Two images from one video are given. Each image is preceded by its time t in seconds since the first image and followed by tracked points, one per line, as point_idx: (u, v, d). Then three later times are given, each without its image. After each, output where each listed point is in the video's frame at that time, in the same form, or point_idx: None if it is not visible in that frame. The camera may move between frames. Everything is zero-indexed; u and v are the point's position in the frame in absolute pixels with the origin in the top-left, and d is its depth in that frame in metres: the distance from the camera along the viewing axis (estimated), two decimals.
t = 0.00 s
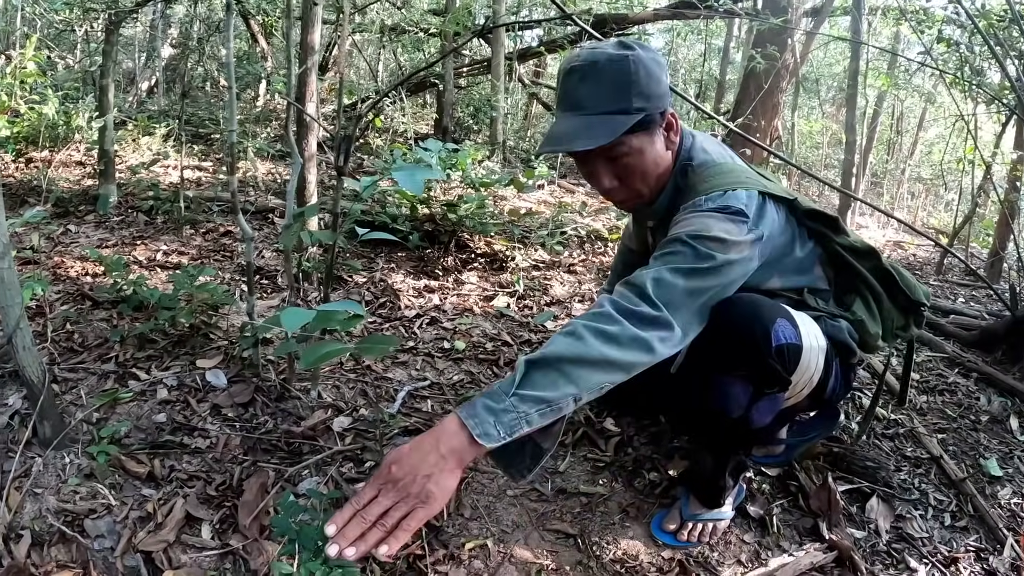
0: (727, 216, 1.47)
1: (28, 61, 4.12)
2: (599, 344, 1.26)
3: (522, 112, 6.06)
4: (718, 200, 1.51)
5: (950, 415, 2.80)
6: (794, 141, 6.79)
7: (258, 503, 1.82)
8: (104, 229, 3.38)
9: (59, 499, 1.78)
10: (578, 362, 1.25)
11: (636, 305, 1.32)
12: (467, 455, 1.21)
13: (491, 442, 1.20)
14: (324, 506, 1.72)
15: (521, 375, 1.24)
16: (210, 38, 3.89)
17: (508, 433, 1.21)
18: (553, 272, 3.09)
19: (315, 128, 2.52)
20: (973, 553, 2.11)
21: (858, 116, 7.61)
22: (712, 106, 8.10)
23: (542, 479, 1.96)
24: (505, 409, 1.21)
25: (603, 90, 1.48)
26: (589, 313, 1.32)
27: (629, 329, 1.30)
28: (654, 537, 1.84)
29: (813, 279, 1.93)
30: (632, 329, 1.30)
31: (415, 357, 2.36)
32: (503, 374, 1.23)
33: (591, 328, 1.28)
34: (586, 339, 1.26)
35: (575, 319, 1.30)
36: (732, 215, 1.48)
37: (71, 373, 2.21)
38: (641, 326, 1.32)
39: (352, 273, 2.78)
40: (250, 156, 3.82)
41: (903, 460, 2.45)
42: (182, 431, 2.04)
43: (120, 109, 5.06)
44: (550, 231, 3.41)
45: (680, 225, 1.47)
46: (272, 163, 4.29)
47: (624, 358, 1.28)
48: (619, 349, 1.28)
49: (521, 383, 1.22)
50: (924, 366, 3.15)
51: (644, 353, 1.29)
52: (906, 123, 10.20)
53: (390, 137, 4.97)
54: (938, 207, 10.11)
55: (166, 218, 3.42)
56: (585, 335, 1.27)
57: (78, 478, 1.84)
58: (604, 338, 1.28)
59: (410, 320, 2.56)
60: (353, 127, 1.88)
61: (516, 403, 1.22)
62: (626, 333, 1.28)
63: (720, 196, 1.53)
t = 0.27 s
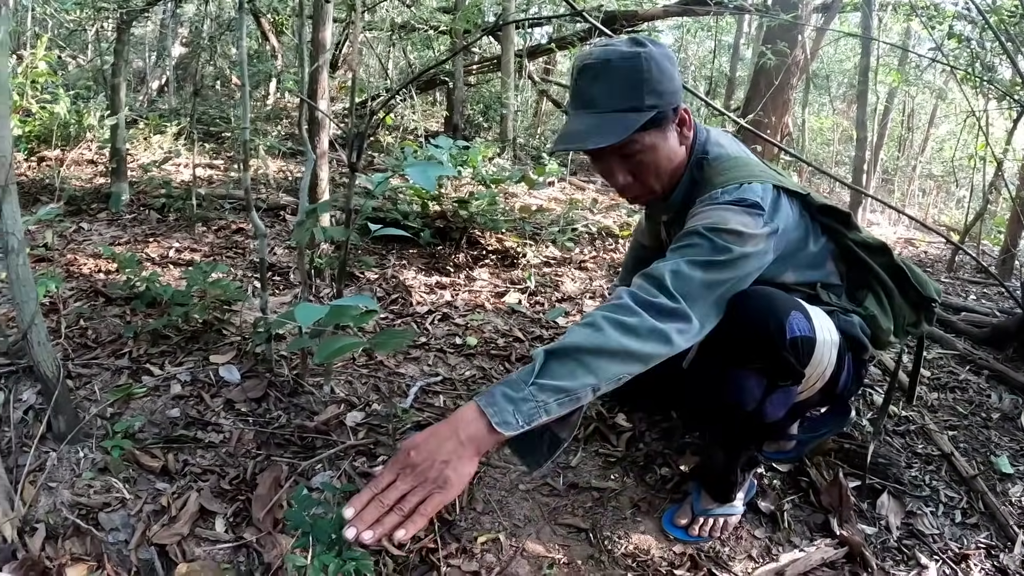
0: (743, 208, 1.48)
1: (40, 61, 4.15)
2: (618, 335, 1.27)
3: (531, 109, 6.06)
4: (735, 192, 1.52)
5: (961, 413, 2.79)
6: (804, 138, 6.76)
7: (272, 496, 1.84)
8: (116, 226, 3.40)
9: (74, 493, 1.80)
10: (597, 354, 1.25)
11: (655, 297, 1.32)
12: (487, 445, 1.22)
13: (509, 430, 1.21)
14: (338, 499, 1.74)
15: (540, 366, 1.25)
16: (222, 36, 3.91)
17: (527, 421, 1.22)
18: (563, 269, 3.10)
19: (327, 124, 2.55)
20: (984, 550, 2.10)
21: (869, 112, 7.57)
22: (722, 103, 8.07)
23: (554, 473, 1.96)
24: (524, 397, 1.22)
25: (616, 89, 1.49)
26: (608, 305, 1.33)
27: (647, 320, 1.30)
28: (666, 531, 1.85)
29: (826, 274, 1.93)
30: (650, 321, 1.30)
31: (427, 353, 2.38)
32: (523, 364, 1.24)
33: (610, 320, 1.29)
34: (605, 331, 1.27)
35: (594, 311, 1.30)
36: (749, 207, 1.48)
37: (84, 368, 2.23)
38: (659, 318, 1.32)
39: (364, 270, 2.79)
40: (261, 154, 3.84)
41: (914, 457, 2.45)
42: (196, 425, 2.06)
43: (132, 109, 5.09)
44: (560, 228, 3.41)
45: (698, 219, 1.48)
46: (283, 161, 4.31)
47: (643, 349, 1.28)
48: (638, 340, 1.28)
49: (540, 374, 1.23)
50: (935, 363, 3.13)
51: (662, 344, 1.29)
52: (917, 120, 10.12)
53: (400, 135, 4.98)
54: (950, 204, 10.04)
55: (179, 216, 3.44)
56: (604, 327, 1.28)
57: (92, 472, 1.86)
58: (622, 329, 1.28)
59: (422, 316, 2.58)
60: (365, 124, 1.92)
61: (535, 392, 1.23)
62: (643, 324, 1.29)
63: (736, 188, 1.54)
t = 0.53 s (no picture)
0: (771, 186, 1.61)
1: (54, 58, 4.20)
2: (672, 367, 1.44)
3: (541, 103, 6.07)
4: (762, 170, 1.66)
5: (972, 404, 2.79)
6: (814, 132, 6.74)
7: (287, 479, 1.87)
8: (131, 219, 3.45)
9: (91, 476, 1.84)
10: (653, 384, 1.43)
11: (699, 322, 1.48)
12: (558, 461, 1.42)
13: (579, 452, 1.41)
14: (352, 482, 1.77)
15: (604, 395, 1.42)
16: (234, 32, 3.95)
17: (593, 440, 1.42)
18: (575, 260, 3.12)
19: (340, 117, 2.59)
20: (994, 538, 2.11)
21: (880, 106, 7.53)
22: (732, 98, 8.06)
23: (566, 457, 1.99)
24: (592, 423, 1.42)
25: (640, 66, 1.60)
26: (659, 332, 1.47)
27: (693, 345, 1.47)
28: (678, 515, 1.90)
29: (842, 259, 1.97)
30: (697, 347, 1.47)
31: (441, 341, 2.40)
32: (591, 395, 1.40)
33: (664, 350, 1.45)
34: (660, 363, 1.44)
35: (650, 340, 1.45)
36: (777, 185, 1.61)
37: (101, 356, 2.27)
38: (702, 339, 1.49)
39: (378, 261, 2.82)
40: (273, 148, 3.87)
41: (925, 446, 2.45)
42: (212, 411, 2.09)
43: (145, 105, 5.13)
44: (572, 219, 3.43)
45: (733, 199, 1.60)
46: (295, 155, 4.34)
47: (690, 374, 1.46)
48: (687, 366, 1.46)
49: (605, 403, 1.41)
50: (947, 355, 3.13)
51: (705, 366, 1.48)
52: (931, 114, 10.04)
53: (411, 129, 5.00)
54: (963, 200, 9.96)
55: (193, 209, 3.48)
56: (659, 359, 1.44)
57: (109, 456, 1.91)
58: (673, 358, 1.45)
59: (436, 305, 2.60)
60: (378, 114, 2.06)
61: (600, 418, 1.43)
62: (692, 352, 1.46)
63: (762, 165, 1.67)
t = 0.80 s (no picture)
0: (785, 168, 1.67)
1: (67, 51, 4.24)
2: (706, 359, 1.70)
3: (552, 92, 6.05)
4: (778, 149, 1.71)
5: (982, 387, 2.77)
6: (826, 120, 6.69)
7: (299, 453, 1.90)
8: (145, 208, 3.48)
9: (107, 451, 1.87)
10: (692, 374, 1.70)
11: (729, 319, 1.71)
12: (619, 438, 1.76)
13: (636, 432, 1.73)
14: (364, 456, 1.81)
15: (651, 387, 1.71)
16: (246, 21, 3.97)
17: (645, 422, 1.73)
18: (586, 244, 3.13)
19: (351, 102, 2.62)
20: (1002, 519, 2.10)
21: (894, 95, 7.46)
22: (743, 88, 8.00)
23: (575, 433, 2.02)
24: (643, 408, 1.72)
25: (655, 42, 1.67)
26: (693, 329, 1.72)
27: (723, 339, 1.71)
28: (686, 491, 1.91)
29: (852, 240, 1.96)
30: (727, 340, 1.72)
31: (452, 321, 2.43)
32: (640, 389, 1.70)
33: (699, 345, 1.70)
34: (697, 357, 1.70)
35: (685, 338, 1.70)
36: (791, 168, 1.68)
37: (117, 337, 2.30)
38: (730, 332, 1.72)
39: (390, 244, 2.85)
40: (285, 136, 3.89)
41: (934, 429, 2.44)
42: (226, 388, 2.12)
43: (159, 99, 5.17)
44: (582, 204, 3.44)
45: (748, 182, 1.68)
46: (307, 144, 4.36)
47: (721, 362, 1.73)
48: (720, 357, 1.72)
49: (651, 397, 1.71)
50: (957, 340, 3.11)
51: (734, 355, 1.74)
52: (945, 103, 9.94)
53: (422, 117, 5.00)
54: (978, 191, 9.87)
55: (207, 197, 3.51)
56: (695, 353, 1.70)
57: (125, 433, 1.93)
58: (707, 352, 1.71)
59: (447, 287, 2.63)
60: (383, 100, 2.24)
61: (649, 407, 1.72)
62: (722, 346, 1.71)
63: (777, 144, 1.72)
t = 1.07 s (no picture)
0: (793, 157, 1.65)
1: (67, 45, 4.22)
2: (706, 350, 1.64)
3: (556, 82, 6.00)
4: (786, 138, 1.69)
5: (989, 382, 2.75)
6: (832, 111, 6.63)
7: (300, 450, 1.90)
8: (147, 202, 3.47)
9: (108, 449, 1.86)
10: (692, 366, 1.64)
11: (729, 309, 1.65)
12: (620, 438, 1.68)
13: (635, 429, 1.66)
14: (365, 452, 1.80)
15: (649, 382, 1.64)
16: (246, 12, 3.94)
17: (645, 418, 1.66)
18: (589, 236, 3.11)
19: (352, 94, 2.59)
20: (1008, 517, 2.08)
21: (900, 84, 7.39)
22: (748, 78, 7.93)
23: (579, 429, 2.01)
24: (641, 403, 1.66)
25: (662, 31, 1.63)
26: (692, 320, 1.65)
27: (723, 330, 1.66)
28: (690, 487, 1.91)
29: (861, 231, 1.93)
30: (727, 330, 1.66)
31: (454, 315, 2.42)
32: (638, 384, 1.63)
33: (698, 337, 1.64)
34: (696, 348, 1.64)
35: (684, 329, 1.64)
36: (800, 156, 1.65)
37: (118, 333, 2.29)
38: (730, 323, 1.67)
39: (392, 237, 2.83)
40: (287, 127, 3.87)
41: (940, 424, 2.41)
42: (227, 384, 2.12)
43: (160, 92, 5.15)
44: (586, 195, 3.41)
45: (758, 171, 1.64)
46: (309, 136, 4.33)
47: (721, 354, 1.67)
48: (720, 348, 1.66)
49: (650, 390, 1.64)
50: (963, 334, 3.08)
51: (734, 346, 1.68)
52: (952, 93, 9.85)
53: (425, 108, 4.97)
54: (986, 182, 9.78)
55: (208, 190, 3.49)
56: (694, 345, 1.64)
57: (125, 430, 1.93)
58: (707, 344, 1.65)
59: (449, 280, 2.62)
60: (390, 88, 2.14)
61: (649, 401, 1.66)
62: (722, 336, 1.66)
63: (786, 133, 1.70)
